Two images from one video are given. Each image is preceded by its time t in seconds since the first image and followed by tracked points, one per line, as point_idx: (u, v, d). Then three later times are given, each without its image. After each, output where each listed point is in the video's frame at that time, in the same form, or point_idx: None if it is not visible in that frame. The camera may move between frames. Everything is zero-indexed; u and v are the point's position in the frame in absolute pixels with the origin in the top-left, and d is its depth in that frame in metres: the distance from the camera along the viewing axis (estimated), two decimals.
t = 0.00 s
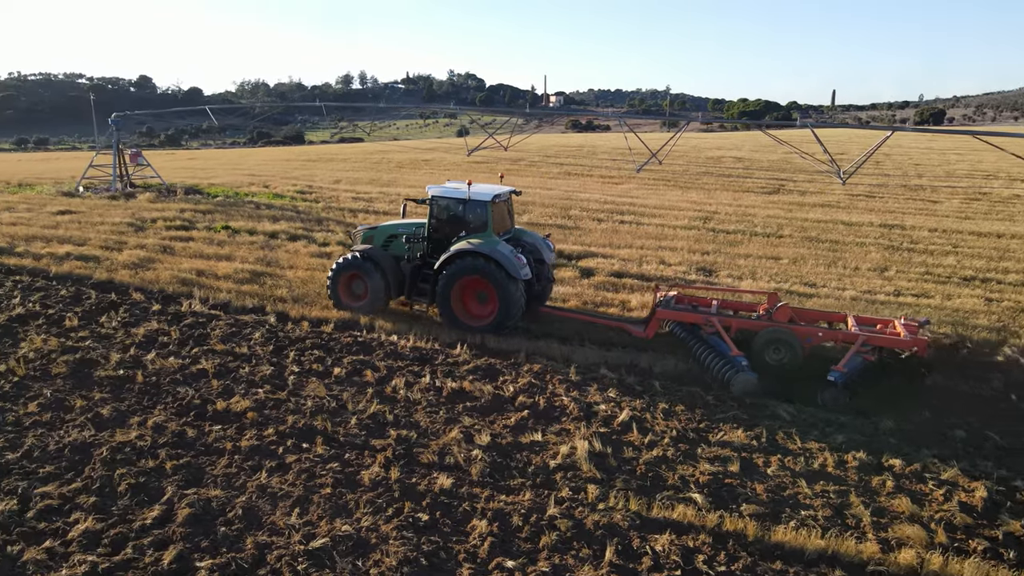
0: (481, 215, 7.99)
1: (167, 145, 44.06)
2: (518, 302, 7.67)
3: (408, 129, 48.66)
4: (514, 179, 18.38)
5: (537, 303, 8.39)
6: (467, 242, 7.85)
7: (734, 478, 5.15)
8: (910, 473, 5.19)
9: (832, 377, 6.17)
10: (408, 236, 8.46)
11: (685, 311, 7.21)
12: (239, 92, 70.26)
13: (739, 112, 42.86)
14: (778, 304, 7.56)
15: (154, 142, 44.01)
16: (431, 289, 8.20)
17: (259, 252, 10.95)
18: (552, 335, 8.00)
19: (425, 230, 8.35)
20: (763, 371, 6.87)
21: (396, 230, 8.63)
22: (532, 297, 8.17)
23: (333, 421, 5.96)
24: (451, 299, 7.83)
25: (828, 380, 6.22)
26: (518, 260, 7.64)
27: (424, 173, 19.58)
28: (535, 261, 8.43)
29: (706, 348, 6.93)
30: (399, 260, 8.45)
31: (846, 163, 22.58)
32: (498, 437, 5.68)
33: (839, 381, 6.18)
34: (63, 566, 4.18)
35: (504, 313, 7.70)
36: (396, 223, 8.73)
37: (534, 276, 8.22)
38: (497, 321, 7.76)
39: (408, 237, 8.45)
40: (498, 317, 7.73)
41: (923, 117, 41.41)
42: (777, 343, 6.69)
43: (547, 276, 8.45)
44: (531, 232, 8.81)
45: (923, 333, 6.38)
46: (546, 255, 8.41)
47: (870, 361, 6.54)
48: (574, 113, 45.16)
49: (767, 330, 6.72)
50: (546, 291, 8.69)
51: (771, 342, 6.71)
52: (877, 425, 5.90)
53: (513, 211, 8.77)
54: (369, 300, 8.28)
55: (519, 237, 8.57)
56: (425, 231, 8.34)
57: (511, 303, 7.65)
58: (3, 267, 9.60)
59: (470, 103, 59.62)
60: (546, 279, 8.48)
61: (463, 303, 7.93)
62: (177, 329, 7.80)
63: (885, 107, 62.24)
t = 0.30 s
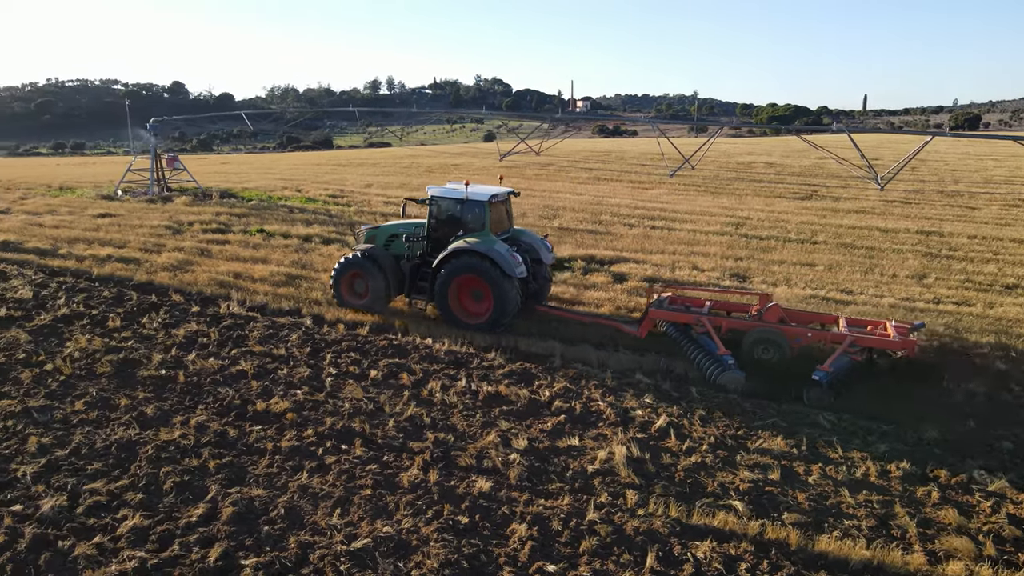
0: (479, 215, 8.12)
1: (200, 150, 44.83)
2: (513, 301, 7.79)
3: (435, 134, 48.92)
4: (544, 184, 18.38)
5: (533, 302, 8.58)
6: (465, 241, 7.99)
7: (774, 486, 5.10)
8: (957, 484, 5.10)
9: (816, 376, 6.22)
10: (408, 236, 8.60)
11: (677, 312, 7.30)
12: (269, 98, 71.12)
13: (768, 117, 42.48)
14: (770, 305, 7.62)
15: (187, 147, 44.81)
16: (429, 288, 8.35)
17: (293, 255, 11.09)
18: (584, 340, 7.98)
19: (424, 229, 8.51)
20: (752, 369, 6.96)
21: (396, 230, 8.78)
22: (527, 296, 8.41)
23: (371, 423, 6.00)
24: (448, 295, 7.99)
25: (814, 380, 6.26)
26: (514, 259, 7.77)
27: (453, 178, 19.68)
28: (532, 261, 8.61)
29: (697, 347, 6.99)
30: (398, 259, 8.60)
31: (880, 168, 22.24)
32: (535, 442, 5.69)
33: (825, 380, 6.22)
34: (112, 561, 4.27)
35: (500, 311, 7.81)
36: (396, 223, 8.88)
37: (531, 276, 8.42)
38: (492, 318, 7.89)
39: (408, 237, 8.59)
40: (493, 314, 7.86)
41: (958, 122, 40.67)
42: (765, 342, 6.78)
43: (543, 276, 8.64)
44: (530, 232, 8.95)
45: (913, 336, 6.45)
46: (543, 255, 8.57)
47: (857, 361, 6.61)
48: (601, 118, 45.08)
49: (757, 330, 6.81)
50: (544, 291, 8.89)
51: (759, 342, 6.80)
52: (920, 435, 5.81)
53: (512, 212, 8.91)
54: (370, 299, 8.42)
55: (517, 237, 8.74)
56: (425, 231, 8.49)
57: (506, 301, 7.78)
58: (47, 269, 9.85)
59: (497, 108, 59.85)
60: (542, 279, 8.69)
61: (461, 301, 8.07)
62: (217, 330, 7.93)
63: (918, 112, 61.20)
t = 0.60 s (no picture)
0: (475, 214, 8.32)
1: (231, 155, 45.47)
2: (508, 299, 7.94)
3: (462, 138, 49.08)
4: (572, 188, 18.35)
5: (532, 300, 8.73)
6: (463, 239, 8.16)
7: (815, 494, 5.04)
8: (1003, 495, 5.01)
9: (801, 374, 6.27)
10: (408, 235, 8.83)
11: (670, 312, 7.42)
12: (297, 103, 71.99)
13: (797, 122, 42.03)
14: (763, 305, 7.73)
15: (218, 151, 45.46)
16: (427, 286, 8.57)
17: (326, 258, 11.20)
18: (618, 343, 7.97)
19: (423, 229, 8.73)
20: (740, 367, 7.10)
21: (398, 230, 9.01)
22: (524, 294, 8.50)
23: (408, 425, 6.03)
24: (446, 293, 8.17)
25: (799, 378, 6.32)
26: (510, 258, 7.89)
27: (481, 182, 19.72)
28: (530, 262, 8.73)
29: (688, 346, 7.11)
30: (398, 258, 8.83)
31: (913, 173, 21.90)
32: (572, 446, 5.69)
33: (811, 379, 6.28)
34: (160, 558, 4.34)
35: (496, 309, 7.97)
36: (398, 223, 9.12)
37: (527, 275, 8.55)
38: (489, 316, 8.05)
39: (407, 236, 8.82)
40: (489, 312, 8.02)
41: (992, 126, 39.92)
42: (756, 342, 6.87)
43: (541, 276, 8.75)
44: (529, 232, 9.08)
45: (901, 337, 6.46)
46: (540, 255, 8.70)
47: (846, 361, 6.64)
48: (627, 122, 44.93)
49: (747, 329, 6.90)
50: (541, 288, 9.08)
51: (750, 341, 6.89)
52: (963, 444, 5.71)
53: (510, 213, 9.09)
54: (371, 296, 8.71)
55: (515, 237, 8.89)
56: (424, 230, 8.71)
57: (501, 300, 7.92)
58: (88, 271, 10.06)
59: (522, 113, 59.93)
60: (541, 279, 8.79)
61: (459, 299, 8.23)
62: (253, 332, 8.03)
63: (951, 116, 60.10)
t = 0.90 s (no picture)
0: (473, 215, 8.61)
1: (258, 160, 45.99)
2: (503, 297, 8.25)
3: (485, 143, 49.20)
4: (598, 193, 18.31)
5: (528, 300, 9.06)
6: (462, 239, 8.47)
7: (857, 503, 4.99)
8: None
9: (785, 372, 6.48)
10: (408, 235, 9.21)
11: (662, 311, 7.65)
12: (321, 109, 72.63)
13: (823, 127, 41.59)
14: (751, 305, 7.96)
15: (245, 156, 45.99)
16: (426, 284, 8.88)
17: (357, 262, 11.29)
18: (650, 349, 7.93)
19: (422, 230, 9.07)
20: (726, 365, 7.32)
21: (399, 230, 9.41)
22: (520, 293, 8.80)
23: (443, 428, 6.05)
24: (444, 290, 8.49)
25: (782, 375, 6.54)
26: (505, 258, 8.21)
27: (507, 187, 19.74)
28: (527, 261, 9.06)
29: (677, 345, 7.35)
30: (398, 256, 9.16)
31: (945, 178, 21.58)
32: (608, 451, 5.67)
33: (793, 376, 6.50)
34: (204, 556, 4.40)
35: (492, 307, 8.27)
36: (399, 224, 9.51)
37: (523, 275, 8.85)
38: (485, 313, 8.34)
39: (407, 237, 9.20)
40: (486, 310, 8.32)
41: None
42: (742, 340, 7.11)
43: (537, 276, 9.05)
44: (525, 232, 9.38)
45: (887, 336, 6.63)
46: (536, 255, 9.00)
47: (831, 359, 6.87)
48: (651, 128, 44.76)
49: (733, 328, 7.15)
50: (539, 287, 9.36)
51: (735, 340, 7.14)
52: (1007, 453, 5.60)
53: (508, 214, 9.36)
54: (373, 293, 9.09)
55: (512, 238, 9.14)
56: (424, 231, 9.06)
57: (497, 297, 8.23)
58: (125, 273, 10.23)
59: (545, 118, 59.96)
60: (538, 278, 9.09)
61: (457, 297, 8.55)
62: (287, 334, 8.11)
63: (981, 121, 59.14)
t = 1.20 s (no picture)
0: (470, 217, 8.84)
1: (282, 165, 46.44)
2: (497, 297, 8.48)
3: (507, 148, 49.27)
4: (623, 198, 18.26)
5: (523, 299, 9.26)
6: (458, 239, 8.71)
7: (897, 511, 4.93)
8: None
9: (768, 369, 6.57)
10: (407, 235, 9.41)
11: (652, 310, 7.85)
12: (344, 114, 73.22)
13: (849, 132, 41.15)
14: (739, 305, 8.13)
15: (269, 161, 46.46)
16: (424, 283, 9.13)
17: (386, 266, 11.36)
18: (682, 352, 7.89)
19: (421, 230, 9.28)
20: (711, 362, 7.42)
21: (399, 230, 9.62)
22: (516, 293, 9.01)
23: (476, 431, 6.06)
24: (441, 290, 8.75)
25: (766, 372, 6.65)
26: (499, 259, 8.43)
27: (531, 191, 19.74)
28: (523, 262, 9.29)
29: (665, 342, 7.50)
30: (398, 256, 9.37)
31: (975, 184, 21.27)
32: (643, 456, 5.66)
33: (777, 374, 6.61)
34: (245, 556, 4.44)
35: (486, 307, 8.52)
36: (399, 224, 9.72)
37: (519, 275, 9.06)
38: (481, 312, 8.61)
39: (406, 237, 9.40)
40: (481, 309, 8.58)
41: None
42: (729, 338, 7.25)
43: (532, 275, 9.26)
44: (521, 233, 9.57)
45: (871, 336, 6.83)
46: (532, 256, 9.21)
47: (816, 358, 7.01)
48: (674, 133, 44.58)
49: (720, 327, 7.31)
50: (534, 288, 9.56)
51: (723, 338, 7.28)
52: None
53: (505, 215, 9.56)
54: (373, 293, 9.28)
55: (509, 238, 9.34)
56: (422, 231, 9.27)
57: (492, 297, 8.48)
58: (158, 275, 10.37)
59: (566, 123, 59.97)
60: (533, 279, 9.30)
61: (453, 296, 8.81)
62: (319, 337, 8.18)
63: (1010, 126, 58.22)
